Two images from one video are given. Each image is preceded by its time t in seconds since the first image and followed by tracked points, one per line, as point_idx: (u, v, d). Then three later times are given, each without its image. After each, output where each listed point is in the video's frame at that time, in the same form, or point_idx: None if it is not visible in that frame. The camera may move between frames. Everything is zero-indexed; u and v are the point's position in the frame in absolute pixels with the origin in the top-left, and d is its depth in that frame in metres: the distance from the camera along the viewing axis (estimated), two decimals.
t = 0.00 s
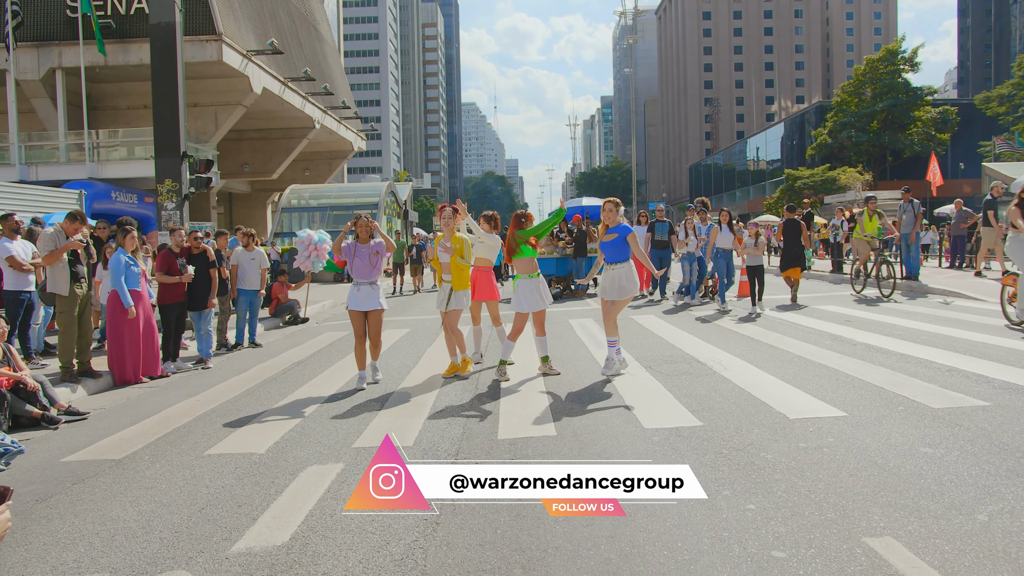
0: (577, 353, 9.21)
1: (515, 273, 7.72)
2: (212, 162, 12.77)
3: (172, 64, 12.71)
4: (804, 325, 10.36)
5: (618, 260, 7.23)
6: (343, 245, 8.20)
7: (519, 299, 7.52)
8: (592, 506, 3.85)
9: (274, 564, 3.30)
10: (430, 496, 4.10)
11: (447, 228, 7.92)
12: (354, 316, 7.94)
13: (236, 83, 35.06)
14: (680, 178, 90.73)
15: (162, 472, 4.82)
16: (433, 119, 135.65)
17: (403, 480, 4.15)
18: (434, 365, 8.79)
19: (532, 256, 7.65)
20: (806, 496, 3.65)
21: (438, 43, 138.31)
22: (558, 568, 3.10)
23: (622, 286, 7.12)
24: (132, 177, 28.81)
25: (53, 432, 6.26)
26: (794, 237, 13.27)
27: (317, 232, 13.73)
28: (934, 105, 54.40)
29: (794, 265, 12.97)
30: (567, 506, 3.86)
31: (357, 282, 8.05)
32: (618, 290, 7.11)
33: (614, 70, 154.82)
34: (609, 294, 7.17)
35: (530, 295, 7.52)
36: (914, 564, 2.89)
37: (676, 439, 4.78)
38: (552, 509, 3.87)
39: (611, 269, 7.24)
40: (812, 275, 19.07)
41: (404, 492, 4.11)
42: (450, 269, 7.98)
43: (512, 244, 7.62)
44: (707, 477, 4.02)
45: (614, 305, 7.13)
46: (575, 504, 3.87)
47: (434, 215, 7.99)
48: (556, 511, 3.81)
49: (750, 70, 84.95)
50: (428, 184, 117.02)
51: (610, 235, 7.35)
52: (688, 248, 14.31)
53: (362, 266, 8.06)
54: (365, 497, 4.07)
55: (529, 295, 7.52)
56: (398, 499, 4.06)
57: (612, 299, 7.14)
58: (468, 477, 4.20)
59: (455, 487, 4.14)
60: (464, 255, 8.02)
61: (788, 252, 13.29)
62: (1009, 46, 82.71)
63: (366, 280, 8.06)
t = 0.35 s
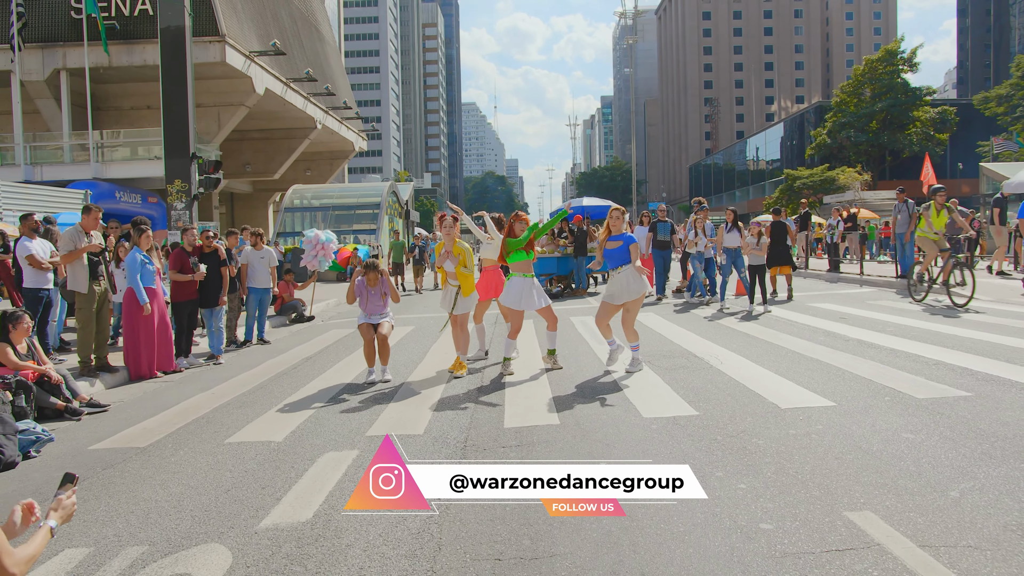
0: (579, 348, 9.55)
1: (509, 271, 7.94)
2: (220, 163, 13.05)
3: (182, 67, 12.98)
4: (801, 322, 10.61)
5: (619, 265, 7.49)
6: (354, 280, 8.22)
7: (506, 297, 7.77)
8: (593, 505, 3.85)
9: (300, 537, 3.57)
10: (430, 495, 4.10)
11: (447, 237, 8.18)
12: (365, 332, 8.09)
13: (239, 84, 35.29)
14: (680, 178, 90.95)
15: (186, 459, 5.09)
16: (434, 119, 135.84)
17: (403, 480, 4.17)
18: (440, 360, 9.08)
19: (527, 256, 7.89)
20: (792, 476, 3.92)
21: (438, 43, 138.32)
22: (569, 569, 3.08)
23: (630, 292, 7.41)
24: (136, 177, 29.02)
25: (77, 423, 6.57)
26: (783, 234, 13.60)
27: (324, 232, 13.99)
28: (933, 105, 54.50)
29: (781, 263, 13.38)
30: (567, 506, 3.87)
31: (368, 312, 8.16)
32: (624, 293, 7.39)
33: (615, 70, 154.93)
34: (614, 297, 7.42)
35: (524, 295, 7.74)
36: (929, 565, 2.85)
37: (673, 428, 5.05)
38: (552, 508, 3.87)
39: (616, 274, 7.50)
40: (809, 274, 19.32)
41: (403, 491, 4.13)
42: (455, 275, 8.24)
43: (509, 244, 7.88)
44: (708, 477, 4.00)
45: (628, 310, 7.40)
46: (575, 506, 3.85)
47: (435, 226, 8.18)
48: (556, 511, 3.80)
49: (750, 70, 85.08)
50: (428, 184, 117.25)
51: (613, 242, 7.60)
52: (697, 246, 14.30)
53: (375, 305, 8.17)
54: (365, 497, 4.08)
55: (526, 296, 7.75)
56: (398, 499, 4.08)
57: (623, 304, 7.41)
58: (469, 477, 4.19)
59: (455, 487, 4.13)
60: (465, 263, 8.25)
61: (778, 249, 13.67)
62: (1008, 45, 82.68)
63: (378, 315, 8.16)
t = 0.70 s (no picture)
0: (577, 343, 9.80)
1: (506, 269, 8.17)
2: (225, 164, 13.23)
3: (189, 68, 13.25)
4: (795, 320, 10.84)
5: (612, 260, 7.72)
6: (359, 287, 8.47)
7: (509, 296, 7.99)
8: (593, 506, 3.81)
9: (315, 517, 3.79)
10: (430, 495, 4.04)
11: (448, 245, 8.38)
12: (371, 329, 8.28)
13: (241, 84, 35.49)
14: (680, 178, 91.14)
15: (202, 448, 5.33)
16: (434, 119, 136.04)
17: (402, 480, 4.10)
18: (442, 356, 9.34)
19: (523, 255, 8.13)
20: (777, 461, 4.16)
21: (438, 42, 138.46)
22: (581, 572, 3.02)
23: (618, 288, 7.64)
24: (140, 176, 29.18)
25: (93, 415, 6.82)
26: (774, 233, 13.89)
27: (328, 232, 14.20)
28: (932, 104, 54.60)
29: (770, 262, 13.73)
30: (568, 507, 3.82)
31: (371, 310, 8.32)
32: (615, 287, 7.62)
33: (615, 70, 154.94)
34: (596, 291, 7.71)
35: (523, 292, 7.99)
36: (940, 567, 2.81)
37: (667, 418, 5.27)
38: (552, 509, 3.81)
39: (610, 270, 7.68)
40: (807, 273, 19.54)
41: (403, 491, 4.06)
42: (458, 278, 8.37)
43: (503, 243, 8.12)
44: (710, 477, 3.97)
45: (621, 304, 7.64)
46: (575, 507, 3.81)
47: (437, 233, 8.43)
48: (556, 511, 3.77)
49: (750, 69, 85.21)
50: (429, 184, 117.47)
51: (609, 238, 7.76)
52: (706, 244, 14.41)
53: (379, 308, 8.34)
54: (364, 497, 4.03)
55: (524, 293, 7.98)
56: (398, 499, 4.02)
57: (617, 299, 7.66)
58: (468, 477, 4.13)
59: (454, 487, 4.07)
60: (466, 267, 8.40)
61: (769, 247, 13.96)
62: (1008, 45, 82.72)
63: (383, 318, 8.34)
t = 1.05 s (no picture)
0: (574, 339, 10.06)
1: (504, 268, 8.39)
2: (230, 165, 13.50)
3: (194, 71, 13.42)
4: (790, 318, 11.05)
5: (607, 262, 7.91)
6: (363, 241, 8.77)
7: (506, 294, 8.20)
8: (593, 505, 3.81)
9: (325, 501, 4.01)
10: (430, 494, 4.08)
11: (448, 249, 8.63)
12: (372, 312, 8.59)
13: (243, 86, 35.70)
14: (680, 179, 91.28)
15: (214, 440, 5.54)
16: (434, 120, 136.22)
17: (402, 481, 4.13)
18: (444, 354, 9.53)
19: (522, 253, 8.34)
20: (764, 449, 4.37)
21: (438, 44, 138.66)
22: (582, 563, 3.10)
23: (610, 290, 7.83)
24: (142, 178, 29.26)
25: (105, 410, 7.00)
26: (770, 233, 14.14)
27: (330, 233, 14.40)
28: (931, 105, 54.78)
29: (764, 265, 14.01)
30: (568, 506, 3.82)
31: (374, 277, 8.56)
32: (606, 289, 7.82)
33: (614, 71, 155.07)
34: (589, 292, 7.92)
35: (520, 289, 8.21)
36: (939, 566, 2.80)
37: (661, 410, 5.50)
38: (552, 509, 3.82)
39: (604, 272, 7.89)
40: (804, 273, 19.75)
41: (403, 491, 4.09)
42: (459, 280, 8.61)
43: (501, 242, 8.32)
44: (709, 477, 3.96)
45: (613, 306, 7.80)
46: (576, 506, 3.81)
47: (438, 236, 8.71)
48: (556, 511, 3.76)
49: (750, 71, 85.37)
50: (429, 186, 117.60)
51: (602, 239, 7.97)
52: (715, 245, 14.33)
53: (380, 261, 8.60)
54: (365, 497, 4.05)
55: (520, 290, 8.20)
56: (399, 498, 4.04)
57: (608, 301, 7.82)
58: (469, 477, 4.19)
59: (455, 487, 4.12)
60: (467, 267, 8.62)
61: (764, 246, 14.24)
62: (1006, 46, 82.86)
63: (381, 273, 8.57)
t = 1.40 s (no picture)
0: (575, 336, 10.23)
1: (511, 266, 8.51)
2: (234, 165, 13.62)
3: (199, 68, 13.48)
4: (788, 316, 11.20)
5: (610, 260, 8.04)
6: (367, 238, 8.94)
7: (511, 292, 8.39)
8: (594, 505, 3.78)
9: (336, 490, 4.15)
10: (429, 495, 4.03)
11: (455, 240, 8.79)
12: (375, 305, 8.73)
13: (245, 86, 35.82)
14: (680, 178, 91.42)
15: (224, 433, 5.68)
16: (434, 120, 136.32)
17: (402, 480, 4.09)
18: (446, 351, 9.69)
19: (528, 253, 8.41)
20: (760, 440, 4.52)
21: (438, 43, 138.60)
22: (584, 548, 3.22)
23: (614, 288, 7.98)
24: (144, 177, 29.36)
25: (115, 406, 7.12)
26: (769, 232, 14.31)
27: (332, 233, 14.52)
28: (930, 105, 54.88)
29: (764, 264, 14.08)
30: (568, 506, 3.79)
31: (378, 274, 8.71)
32: (610, 288, 7.96)
33: (614, 71, 155.06)
34: (599, 291, 8.04)
35: (525, 289, 8.37)
36: (952, 566, 2.77)
37: (660, 404, 5.64)
38: (552, 509, 3.78)
39: (607, 270, 8.02)
40: (803, 272, 19.89)
41: (403, 491, 4.05)
42: (464, 273, 8.74)
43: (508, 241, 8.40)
44: (710, 478, 3.91)
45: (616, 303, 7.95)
46: (578, 504, 3.79)
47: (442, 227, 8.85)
48: (555, 511, 3.73)
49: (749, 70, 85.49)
50: (429, 186, 117.74)
51: (604, 238, 8.12)
52: (726, 243, 14.13)
53: (385, 256, 8.78)
54: (365, 497, 4.01)
55: (525, 289, 8.37)
56: (398, 498, 4.01)
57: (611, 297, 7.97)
58: (469, 477, 4.14)
59: (454, 486, 4.07)
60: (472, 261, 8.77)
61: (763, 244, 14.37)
62: (1005, 45, 83.00)
63: (384, 269, 8.71)
